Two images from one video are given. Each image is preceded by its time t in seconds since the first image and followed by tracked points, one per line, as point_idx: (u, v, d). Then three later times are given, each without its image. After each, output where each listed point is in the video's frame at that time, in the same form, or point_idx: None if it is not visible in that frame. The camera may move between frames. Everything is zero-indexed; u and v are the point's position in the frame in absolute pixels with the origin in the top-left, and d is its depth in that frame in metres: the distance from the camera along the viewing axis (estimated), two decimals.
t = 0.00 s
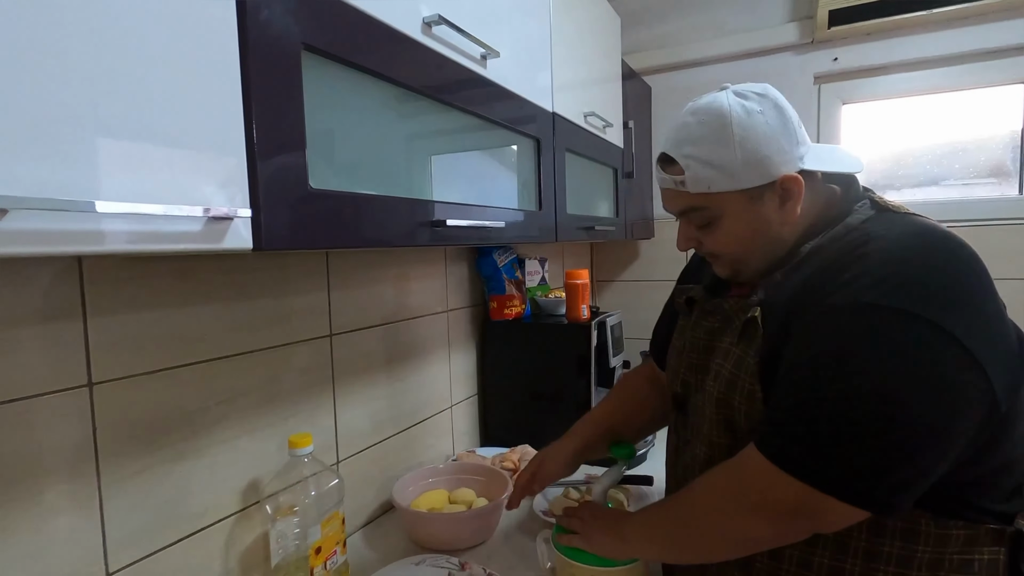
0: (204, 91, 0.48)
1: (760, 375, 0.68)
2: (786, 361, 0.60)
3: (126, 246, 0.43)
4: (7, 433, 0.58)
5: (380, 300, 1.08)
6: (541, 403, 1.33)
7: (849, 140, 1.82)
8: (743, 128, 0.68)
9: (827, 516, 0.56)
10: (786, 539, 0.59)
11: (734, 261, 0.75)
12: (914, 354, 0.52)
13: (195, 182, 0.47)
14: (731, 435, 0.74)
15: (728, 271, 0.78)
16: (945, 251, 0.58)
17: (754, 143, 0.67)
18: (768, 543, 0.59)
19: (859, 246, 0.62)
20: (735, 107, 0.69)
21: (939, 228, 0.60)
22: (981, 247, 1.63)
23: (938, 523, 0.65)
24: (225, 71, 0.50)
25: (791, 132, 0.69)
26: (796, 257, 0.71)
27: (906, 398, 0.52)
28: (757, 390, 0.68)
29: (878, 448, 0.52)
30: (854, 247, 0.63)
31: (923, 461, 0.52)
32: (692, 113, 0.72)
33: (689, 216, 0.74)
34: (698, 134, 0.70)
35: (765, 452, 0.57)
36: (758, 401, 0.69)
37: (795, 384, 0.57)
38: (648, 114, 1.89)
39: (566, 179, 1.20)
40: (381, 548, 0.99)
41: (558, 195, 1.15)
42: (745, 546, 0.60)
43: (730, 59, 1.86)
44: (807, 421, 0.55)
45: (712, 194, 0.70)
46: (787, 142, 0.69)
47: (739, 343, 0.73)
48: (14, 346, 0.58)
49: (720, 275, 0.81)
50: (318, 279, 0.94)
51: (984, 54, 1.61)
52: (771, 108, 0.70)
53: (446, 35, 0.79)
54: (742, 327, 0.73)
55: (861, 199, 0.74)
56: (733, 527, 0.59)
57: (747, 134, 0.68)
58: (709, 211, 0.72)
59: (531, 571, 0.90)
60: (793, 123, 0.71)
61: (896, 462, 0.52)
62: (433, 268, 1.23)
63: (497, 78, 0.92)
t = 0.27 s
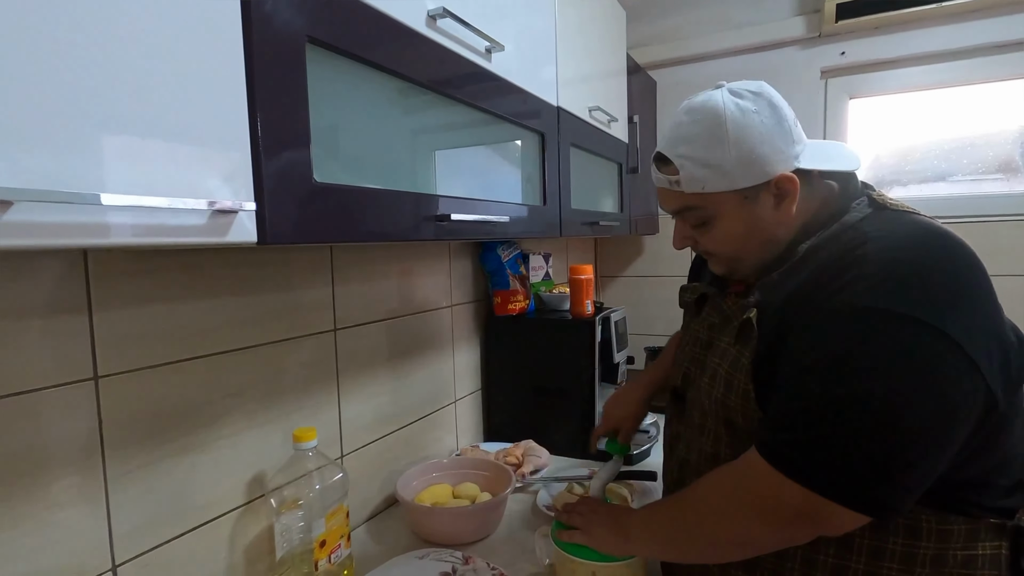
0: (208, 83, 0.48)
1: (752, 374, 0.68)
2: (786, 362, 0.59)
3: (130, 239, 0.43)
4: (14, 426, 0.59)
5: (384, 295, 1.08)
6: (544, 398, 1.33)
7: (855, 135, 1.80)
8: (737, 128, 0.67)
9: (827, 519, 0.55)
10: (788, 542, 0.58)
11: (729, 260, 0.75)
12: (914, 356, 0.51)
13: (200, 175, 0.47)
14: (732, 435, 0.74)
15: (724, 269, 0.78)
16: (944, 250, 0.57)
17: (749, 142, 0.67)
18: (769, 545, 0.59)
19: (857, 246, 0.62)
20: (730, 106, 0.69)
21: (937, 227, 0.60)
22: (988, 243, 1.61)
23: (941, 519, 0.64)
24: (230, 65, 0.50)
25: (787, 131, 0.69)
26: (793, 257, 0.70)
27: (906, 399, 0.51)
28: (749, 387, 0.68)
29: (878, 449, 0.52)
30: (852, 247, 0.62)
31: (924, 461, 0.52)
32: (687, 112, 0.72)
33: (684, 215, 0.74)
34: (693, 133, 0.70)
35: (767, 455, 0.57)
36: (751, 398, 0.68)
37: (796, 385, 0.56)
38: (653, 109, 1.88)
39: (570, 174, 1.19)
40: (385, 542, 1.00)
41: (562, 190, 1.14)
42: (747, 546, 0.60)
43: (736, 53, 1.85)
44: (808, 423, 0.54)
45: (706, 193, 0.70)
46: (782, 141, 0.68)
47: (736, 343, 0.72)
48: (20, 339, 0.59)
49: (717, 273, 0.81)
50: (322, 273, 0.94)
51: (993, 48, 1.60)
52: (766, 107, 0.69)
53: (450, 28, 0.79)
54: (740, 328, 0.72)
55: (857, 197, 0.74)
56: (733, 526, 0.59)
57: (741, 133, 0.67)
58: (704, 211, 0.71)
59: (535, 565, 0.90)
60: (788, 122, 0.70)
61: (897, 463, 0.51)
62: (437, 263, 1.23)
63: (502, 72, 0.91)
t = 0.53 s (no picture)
0: (209, 84, 0.48)
1: (752, 373, 0.67)
2: (778, 359, 0.59)
3: (130, 239, 0.43)
4: (13, 426, 0.58)
5: (384, 295, 1.08)
6: (543, 399, 1.33)
7: (855, 137, 1.81)
8: (729, 133, 0.67)
9: (820, 511, 0.55)
10: (783, 536, 0.58)
11: (724, 261, 0.75)
12: (902, 352, 0.52)
13: (200, 175, 0.47)
14: (726, 431, 0.74)
15: (719, 271, 0.78)
16: (933, 248, 0.58)
17: (740, 148, 0.67)
18: (764, 538, 0.59)
19: (847, 244, 0.62)
20: (720, 113, 0.69)
21: (927, 225, 0.60)
22: (988, 244, 1.61)
23: (933, 515, 0.64)
24: (231, 66, 0.50)
25: (778, 136, 0.69)
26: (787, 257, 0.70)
27: (895, 394, 0.51)
28: (749, 386, 0.67)
29: (868, 444, 0.52)
30: (842, 245, 0.62)
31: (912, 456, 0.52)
32: (679, 120, 0.72)
33: (679, 219, 0.74)
34: (685, 140, 0.70)
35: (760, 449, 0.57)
36: (751, 397, 0.68)
37: (786, 382, 0.56)
38: (653, 110, 1.88)
39: (570, 174, 1.19)
40: (385, 542, 0.99)
41: (562, 191, 1.15)
42: (742, 541, 0.60)
43: (736, 54, 1.85)
44: (799, 419, 0.54)
45: (700, 198, 0.69)
46: (774, 145, 0.68)
47: (732, 342, 0.71)
48: (19, 338, 0.59)
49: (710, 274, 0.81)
50: (322, 274, 0.94)
51: (992, 50, 1.60)
52: (757, 112, 0.69)
53: (450, 29, 0.79)
54: (736, 325, 0.71)
55: (851, 197, 0.74)
56: (728, 522, 0.59)
57: (733, 139, 0.67)
58: (700, 215, 0.71)
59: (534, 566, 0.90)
60: (780, 126, 0.70)
61: (888, 458, 0.52)
62: (437, 264, 1.23)
63: (502, 72, 0.91)
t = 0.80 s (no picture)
0: (209, 80, 0.48)
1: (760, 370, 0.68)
2: (790, 356, 0.59)
3: (130, 236, 0.43)
4: (14, 423, 0.59)
5: (385, 293, 1.08)
6: (544, 397, 1.33)
7: (856, 135, 1.80)
8: (744, 120, 0.67)
9: (827, 511, 0.55)
10: (790, 534, 0.58)
11: (731, 252, 0.75)
12: (917, 352, 0.52)
13: (201, 172, 0.47)
14: (732, 426, 0.73)
15: (726, 262, 0.78)
16: (946, 248, 0.57)
17: (756, 134, 0.66)
18: (771, 538, 0.59)
19: (861, 243, 0.62)
20: (739, 99, 0.68)
21: (942, 225, 0.60)
22: (989, 242, 1.61)
23: (937, 511, 0.64)
24: (231, 62, 0.50)
25: (795, 125, 0.68)
26: (799, 253, 0.70)
27: (908, 394, 0.51)
28: (756, 383, 0.68)
29: (879, 444, 0.52)
30: (855, 244, 0.62)
31: (924, 457, 0.52)
32: (697, 104, 0.72)
33: (691, 205, 0.74)
34: (702, 124, 0.70)
35: (767, 449, 0.57)
36: (757, 393, 0.68)
37: (799, 379, 0.56)
38: (654, 107, 1.88)
39: (571, 172, 1.19)
40: (386, 540, 1.00)
41: (563, 188, 1.14)
42: (749, 539, 0.60)
43: (737, 52, 1.85)
44: (810, 417, 0.54)
45: (713, 183, 0.69)
46: (789, 136, 0.68)
47: (739, 339, 0.73)
48: (20, 336, 0.59)
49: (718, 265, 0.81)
50: (323, 271, 0.94)
51: (994, 47, 1.59)
52: (776, 100, 0.69)
53: (451, 26, 0.78)
54: (744, 322, 0.73)
55: (865, 194, 0.73)
56: (735, 520, 0.59)
57: (749, 126, 0.67)
58: (712, 200, 0.71)
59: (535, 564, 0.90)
60: (797, 117, 0.70)
61: (898, 457, 0.52)
62: (438, 261, 1.23)
63: (503, 70, 0.91)
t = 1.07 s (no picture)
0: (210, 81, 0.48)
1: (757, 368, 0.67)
2: (783, 354, 0.59)
3: (130, 236, 0.43)
4: (12, 423, 0.58)
5: (385, 293, 1.08)
6: (544, 397, 1.33)
7: (856, 135, 1.80)
8: (739, 128, 0.67)
9: (822, 509, 0.55)
10: (784, 530, 0.59)
11: (730, 257, 0.75)
12: (908, 349, 0.52)
13: (200, 172, 0.47)
14: (729, 426, 0.73)
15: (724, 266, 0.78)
16: (939, 248, 0.58)
17: (751, 143, 0.66)
18: (765, 535, 0.59)
19: (856, 242, 0.62)
20: (733, 107, 0.68)
21: (937, 225, 0.60)
22: (988, 243, 1.61)
23: (934, 513, 0.64)
24: (231, 62, 0.50)
25: (791, 131, 0.68)
26: (795, 255, 0.70)
27: (899, 391, 0.51)
28: (753, 380, 0.68)
29: (870, 440, 0.52)
30: (850, 243, 0.62)
31: (914, 454, 0.52)
32: (692, 111, 0.72)
33: (688, 212, 0.74)
34: (697, 133, 0.70)
35: (762, 445, 0.57)
36: (755, 391, 0.68)
37: (791, 376, 0.56)
38: (653, 108, 1.88)
39: (570, 172, 1.19)
40: (385, 540, 1.00)
41: (563, 189, 1.14)
42: (744, 537, 0.60)
43: (737, 52, 1.85)
44: (802, 413, 0.54)
45: (709, 191, 0.70)
46: (786, 141, 0.67)
47: (739, 337, 0.71)
48: (18, 335, 0.58)
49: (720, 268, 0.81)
50: (323, 272, 0.94)
51: (994, 48, 1.60)
52: (770, 107, 0.69)
53: (450, 26, 0.78)
54: (742, 322, 0.71)
55: (862, 194, 0.73)
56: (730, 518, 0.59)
57: (744, 134, 0.67)
58: (708, 208, 0.71)
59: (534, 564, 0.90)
60: (794, 122, 0.70)
61: (889, 454, 0.52)
62: (438, 262, 1.23)
63: (502, 70, 0.91)
